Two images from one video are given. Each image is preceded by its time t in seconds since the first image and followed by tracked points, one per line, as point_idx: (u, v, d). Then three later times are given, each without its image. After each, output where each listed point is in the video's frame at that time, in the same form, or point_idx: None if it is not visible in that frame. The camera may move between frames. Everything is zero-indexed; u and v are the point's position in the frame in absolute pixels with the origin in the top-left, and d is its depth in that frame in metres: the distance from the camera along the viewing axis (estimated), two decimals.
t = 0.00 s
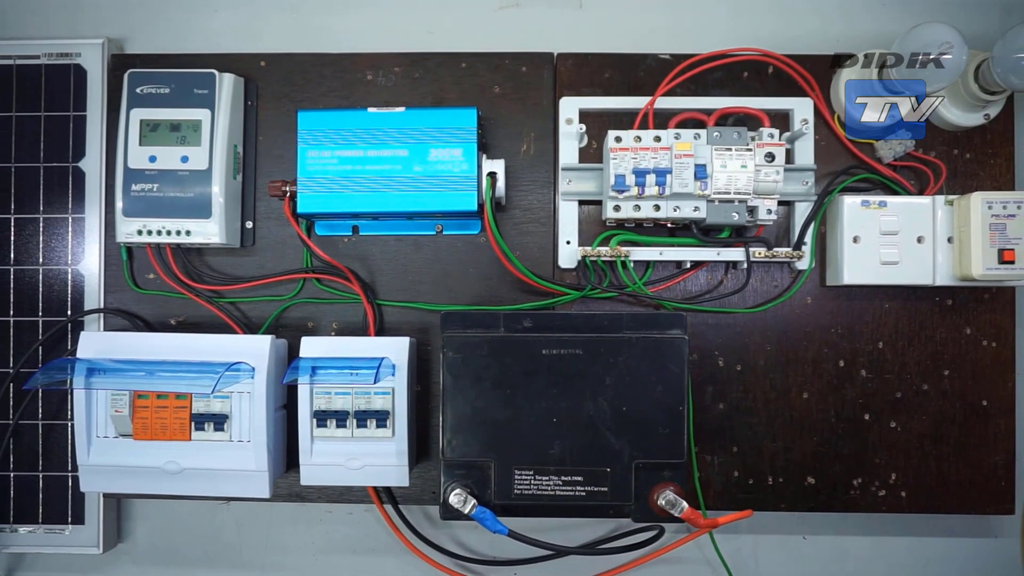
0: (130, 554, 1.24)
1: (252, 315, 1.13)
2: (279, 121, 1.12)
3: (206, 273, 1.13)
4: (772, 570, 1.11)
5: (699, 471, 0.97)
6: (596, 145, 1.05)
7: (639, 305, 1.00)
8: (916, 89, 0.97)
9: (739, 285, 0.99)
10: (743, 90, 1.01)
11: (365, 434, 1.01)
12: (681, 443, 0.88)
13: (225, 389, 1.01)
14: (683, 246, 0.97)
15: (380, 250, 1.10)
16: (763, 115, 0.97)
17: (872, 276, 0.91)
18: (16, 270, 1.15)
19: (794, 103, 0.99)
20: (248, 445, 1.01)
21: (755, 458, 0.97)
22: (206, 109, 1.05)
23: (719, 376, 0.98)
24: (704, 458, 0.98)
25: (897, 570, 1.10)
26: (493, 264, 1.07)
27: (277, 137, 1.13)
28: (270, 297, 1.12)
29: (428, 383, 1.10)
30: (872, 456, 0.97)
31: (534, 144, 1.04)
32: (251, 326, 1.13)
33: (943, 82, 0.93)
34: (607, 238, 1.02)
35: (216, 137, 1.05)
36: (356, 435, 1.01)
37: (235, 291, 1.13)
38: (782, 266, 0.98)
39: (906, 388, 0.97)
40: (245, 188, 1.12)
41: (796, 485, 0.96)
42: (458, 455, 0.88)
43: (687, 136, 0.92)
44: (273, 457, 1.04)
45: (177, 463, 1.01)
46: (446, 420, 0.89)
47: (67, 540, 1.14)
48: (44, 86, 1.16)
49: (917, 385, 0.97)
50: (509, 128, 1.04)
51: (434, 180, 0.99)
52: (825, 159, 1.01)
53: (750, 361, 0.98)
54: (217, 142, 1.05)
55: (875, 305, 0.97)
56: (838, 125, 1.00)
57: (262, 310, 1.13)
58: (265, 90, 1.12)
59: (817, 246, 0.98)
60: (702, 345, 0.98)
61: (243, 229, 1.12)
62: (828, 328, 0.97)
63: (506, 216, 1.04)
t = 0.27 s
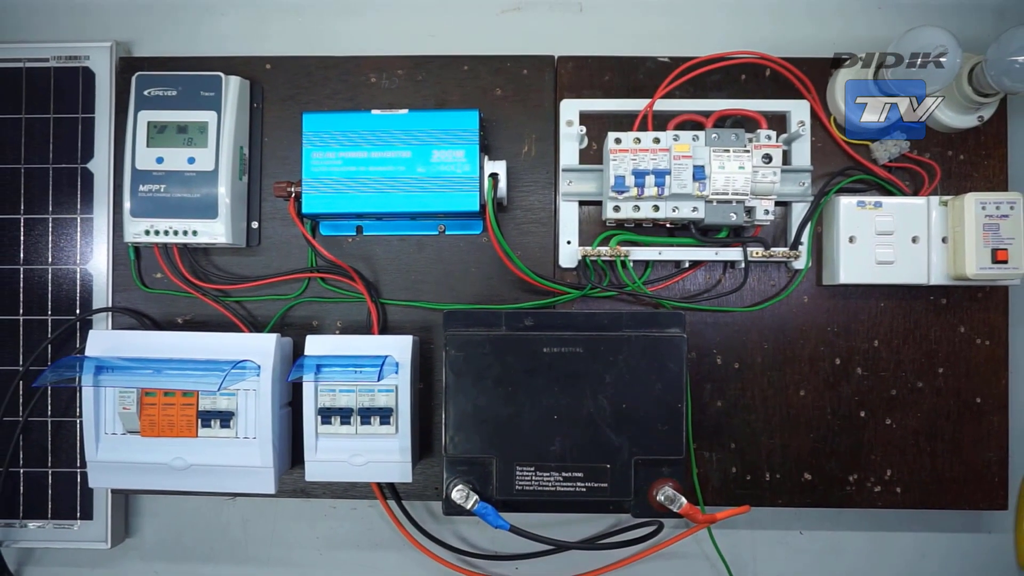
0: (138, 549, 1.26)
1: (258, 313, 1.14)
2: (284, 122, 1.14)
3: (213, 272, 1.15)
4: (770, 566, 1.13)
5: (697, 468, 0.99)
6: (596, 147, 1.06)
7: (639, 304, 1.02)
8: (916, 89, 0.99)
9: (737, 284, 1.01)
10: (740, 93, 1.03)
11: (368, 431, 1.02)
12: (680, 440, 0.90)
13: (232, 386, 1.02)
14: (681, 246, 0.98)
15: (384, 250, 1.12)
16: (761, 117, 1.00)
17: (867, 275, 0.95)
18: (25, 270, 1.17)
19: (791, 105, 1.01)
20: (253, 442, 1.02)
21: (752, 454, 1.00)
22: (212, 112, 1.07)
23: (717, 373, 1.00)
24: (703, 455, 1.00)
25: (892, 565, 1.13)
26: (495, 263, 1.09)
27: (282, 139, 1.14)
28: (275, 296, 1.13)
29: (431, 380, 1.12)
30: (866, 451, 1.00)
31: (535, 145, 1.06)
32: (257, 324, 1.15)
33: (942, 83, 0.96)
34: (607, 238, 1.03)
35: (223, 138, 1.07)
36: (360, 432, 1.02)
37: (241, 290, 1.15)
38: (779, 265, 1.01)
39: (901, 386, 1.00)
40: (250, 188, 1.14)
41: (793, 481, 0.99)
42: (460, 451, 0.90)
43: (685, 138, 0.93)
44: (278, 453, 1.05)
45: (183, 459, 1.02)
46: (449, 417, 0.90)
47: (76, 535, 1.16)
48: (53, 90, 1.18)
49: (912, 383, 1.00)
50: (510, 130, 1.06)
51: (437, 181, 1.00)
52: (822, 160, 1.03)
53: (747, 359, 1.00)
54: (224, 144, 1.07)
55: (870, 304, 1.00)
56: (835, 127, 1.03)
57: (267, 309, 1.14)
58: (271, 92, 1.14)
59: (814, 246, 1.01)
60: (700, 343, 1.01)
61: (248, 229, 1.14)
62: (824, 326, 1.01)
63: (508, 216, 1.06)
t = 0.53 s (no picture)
0: (142, 546, 1.27)
1: (260, 313, 1.15)
2: (287, 123, 1.15)
3: (216, 272, 1.16)
4: (770, 565, 1.14)
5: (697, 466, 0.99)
6: (596, 147, 1.07)
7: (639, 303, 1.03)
8: (917, 89, 0.99)
9: (736, 283, 1.02)
10: (739, 94, 1.05)
11: (370, 429, 1.02)
12: (679, 438, 0.90)
13: (235, 385, 1.03)
14: (681, 246, 0.99)
15: (386, 250, 1.13)
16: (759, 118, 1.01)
17: (865, 275, 0.96)
18: (29, 270, 1.18)
19: (790, 106, 1.01)
20: (256, 441, 1.02)
21: (751, 453, 1.00)
22: (215, 113, 1.08)
23: (716, 372, 1.01)
24: (702, 453, 1.01)
25: (890, 562, 1.14)
26: (496, 263, 1.10)
27: (284, 139, 1.15)
28: (277, 296, 1.14)
29: (432, 379, 1.13)
30: (864, 450, 1.00)
31: (535, 146, 1.07)
32: (259, 324, 1.15)
33: (941, 83, 0.97)
34: (607, 238, 1.04)
35: (226, 139, 1.08)
36: (362, 431, 1.02)
37: (244, 289, 1.15)
38: (778, 265, 1.01)
39: (899, 385, 1.01)
40: (253, 189, 1.14)
41: (791, 479, 1.00)
42: (461, 449, 0.91)
43: (685, 139, 0.94)
44: (281, 452, 1.05)
45: (186, 458, 1.02)
46: (450, 416, 0.91)
47: (80, 533, 1.17)
48: (57, 91, 1.19)
49: (910, 382, 1.01)
50: (511, 130, 1.07)
51: (438, 182, 1.01)
52: (821, 160, 1.04)
53: (746, 358, 1.01)
54: (227, 145, 1.08)
55: (869, 303, 1.01)
56: (834, 128, 1.03)
57: (270, 308, 1.15)
58: (273, 93, 1.15)
59: (812, 245, 1.02)
60: (700, 343, 1.02)
61: (251, 230, 1.15)
62: (823, 326, 1.01)
63: (509, 216, 1.07)
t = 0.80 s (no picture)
0: (142, 546, 1.27)
1: (260, 312, 1.15)
2: (287, 123, 1.15)
3: (216, 272, 1.16)
4: (770, 565, 1.14)
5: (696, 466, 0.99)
6: (596, 147, 1.07)
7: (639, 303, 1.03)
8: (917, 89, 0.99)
9: (736, 283, 1.02)
10: (739, 94, 1.05)
11: (370, 429, 1.02)
12: (679, 438, 0.91)
13: (235, 385, 1.03)
14: (681, 246, 0.99)
15: (386, 249, 1.13)
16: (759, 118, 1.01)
17: (865, 275, 0.96)
18: (30, 270, 1.18)
19: (790, 106, 1.01)
20: (256, 440, 1.02)
21: (751, 453, 1.00)
22: (215, 113, 1.08)
23: (715, 372, 1.01)
24: (702, 453, 1.01)
25: (890, 562, 1.14)
26: (496, 263, 1.10)
27: (284, 139, 1.15)
28: (278, 296, 1.14)
29: (432, 379, 1.13)
30: (864, 450, 1.00)
31: (535, 146, 1.07)
32: (260, 324, 1.15)
33: (941, 83, 0.97)
34: (607, 238, 1.04)
35: (226, 139, 1.08)
36: (362, 430, 1.02)
37: (244, 289, 1.15)
38: (778, 265, 1.02)
39: (899, 385, 1.01)
40: (253, 189, 1.14)
41: (791, 479, 1.00)
42: (461, 449, 0.91)
43: (685, 139, 0.94)
44: (281, 452, 1.05)
45: (186, 458, 1.02)
46: (449, 416, 0.91)
47: (80, 532, 1.17)
48: (57, 91, 1.19)
49: (909, 382, 1.01)
50: (511, 130, 1.07)
51: (438, 182, 1.01)
52: (821, 160, 1.04)
53: (746, 358, 1.01)
54: (227, 145, 1.08)
55: (870, 303, 1.01)
56: (834, 128, 1.03)
57: (270, 308, 1.15)
58: (273, 93, 1.15)
59: (812, 245, 1.02)
60: (700, 342, 1.02)
61: (251, 230, 1.15)
62: (822, 326, 1.01)
63: (509, 216, 1.07)
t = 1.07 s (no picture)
0: (142, 546, 1.27)
1: (260, 312, 1.15)
2: (287, 123, 1.15)
3: (216, 272, 1.16)
4: (770, 565, 1.14)
5: (696, 466, 0.99)
6: (596, 147, 1.07)
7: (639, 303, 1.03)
8: (917, 89, 0.99)
9: (736, 283, 1.02)
10: (738, 94, 1.05)
11: (370, 429, 1.02)
12: (679, 439, 0.91)
13: (235, 385, 1.03)
14: (681, 246, 0.99)
15: (386, 249, 1.13)
16: (759, 118, 1.01)
17: (865, 275, 0.96)
18: (30, 270, 1.18)
19: (789, 106, 1.01)
20: (256, 441, 1.02)
21: (751, 453, 1.00)
22: (215, 113, 1.08)
23: (715, 372, 1.01)
24: (702, 453, 1.01)
25: (890, 562, 1.14)
26: (496, 263, 1.10)
27: (284, 139, 1.15)
28: (278, 296, 1.14)
29: (432, 379, 1.13)
30: (864, 450, 1.00)
31: (535, 146, 1.07)
32: (260, 324, 1.15)
33: (942, 83, 0.97)
34: (607, 238, 1.04)
35: (226, 139, 1.08)
36: (362, 430, 1.02)
37: (244, 289, 1.15)
38: (778, 265, 1.02)
39: (899, 385, 1.01)
40: (253, 189, 1.14)
41: (791, 479, 1.00)
42: (461, 449, 0.91)
43: (685, 139, 0.94)
44: (281, 452, 1.05)
45: (186, 458, 1.02)
46: (449, 416, 0.91)
47: (80, 532, 1.17)
48: (57, 91, 1.19)
49: (909, 382, 1.01)
50: (511, 131, 1.08)
51: (438, 182, 1.01)
52: (821, 161, 1.04)
53: (746, 358, 1.01)
54: (227, 145, 1.08)
55: (870, 303, 1.01)
56: (834, 128, 1.03)
57: (270, 308, 1.15)
58: (273, 93, 1.15)
59: (812, 245, 1.02)
60: (700, 343, 1.02)
61: (251, 229, 1.15)
62: (823, 326, 1.01)
63: (509, 216, 1.07)
